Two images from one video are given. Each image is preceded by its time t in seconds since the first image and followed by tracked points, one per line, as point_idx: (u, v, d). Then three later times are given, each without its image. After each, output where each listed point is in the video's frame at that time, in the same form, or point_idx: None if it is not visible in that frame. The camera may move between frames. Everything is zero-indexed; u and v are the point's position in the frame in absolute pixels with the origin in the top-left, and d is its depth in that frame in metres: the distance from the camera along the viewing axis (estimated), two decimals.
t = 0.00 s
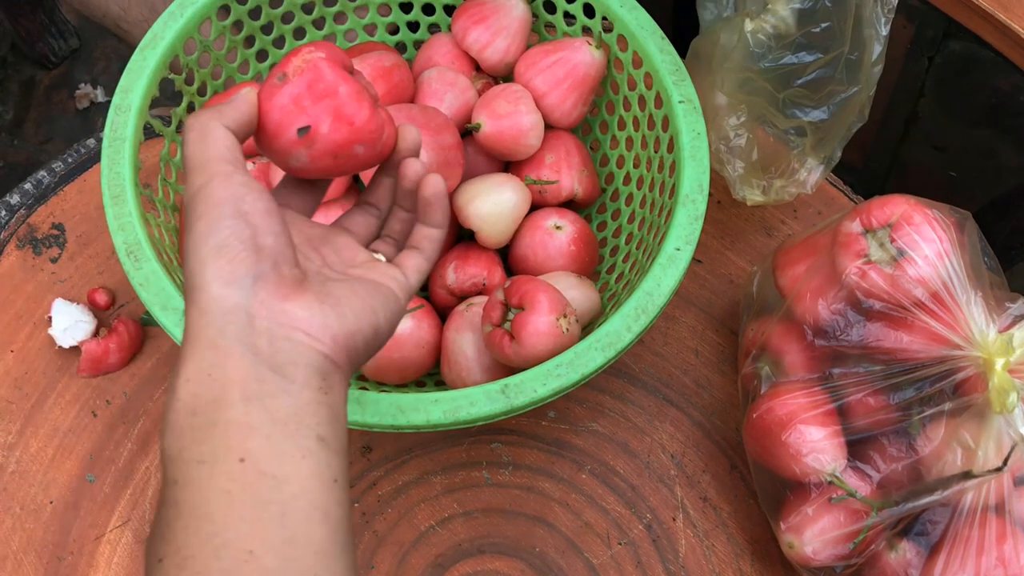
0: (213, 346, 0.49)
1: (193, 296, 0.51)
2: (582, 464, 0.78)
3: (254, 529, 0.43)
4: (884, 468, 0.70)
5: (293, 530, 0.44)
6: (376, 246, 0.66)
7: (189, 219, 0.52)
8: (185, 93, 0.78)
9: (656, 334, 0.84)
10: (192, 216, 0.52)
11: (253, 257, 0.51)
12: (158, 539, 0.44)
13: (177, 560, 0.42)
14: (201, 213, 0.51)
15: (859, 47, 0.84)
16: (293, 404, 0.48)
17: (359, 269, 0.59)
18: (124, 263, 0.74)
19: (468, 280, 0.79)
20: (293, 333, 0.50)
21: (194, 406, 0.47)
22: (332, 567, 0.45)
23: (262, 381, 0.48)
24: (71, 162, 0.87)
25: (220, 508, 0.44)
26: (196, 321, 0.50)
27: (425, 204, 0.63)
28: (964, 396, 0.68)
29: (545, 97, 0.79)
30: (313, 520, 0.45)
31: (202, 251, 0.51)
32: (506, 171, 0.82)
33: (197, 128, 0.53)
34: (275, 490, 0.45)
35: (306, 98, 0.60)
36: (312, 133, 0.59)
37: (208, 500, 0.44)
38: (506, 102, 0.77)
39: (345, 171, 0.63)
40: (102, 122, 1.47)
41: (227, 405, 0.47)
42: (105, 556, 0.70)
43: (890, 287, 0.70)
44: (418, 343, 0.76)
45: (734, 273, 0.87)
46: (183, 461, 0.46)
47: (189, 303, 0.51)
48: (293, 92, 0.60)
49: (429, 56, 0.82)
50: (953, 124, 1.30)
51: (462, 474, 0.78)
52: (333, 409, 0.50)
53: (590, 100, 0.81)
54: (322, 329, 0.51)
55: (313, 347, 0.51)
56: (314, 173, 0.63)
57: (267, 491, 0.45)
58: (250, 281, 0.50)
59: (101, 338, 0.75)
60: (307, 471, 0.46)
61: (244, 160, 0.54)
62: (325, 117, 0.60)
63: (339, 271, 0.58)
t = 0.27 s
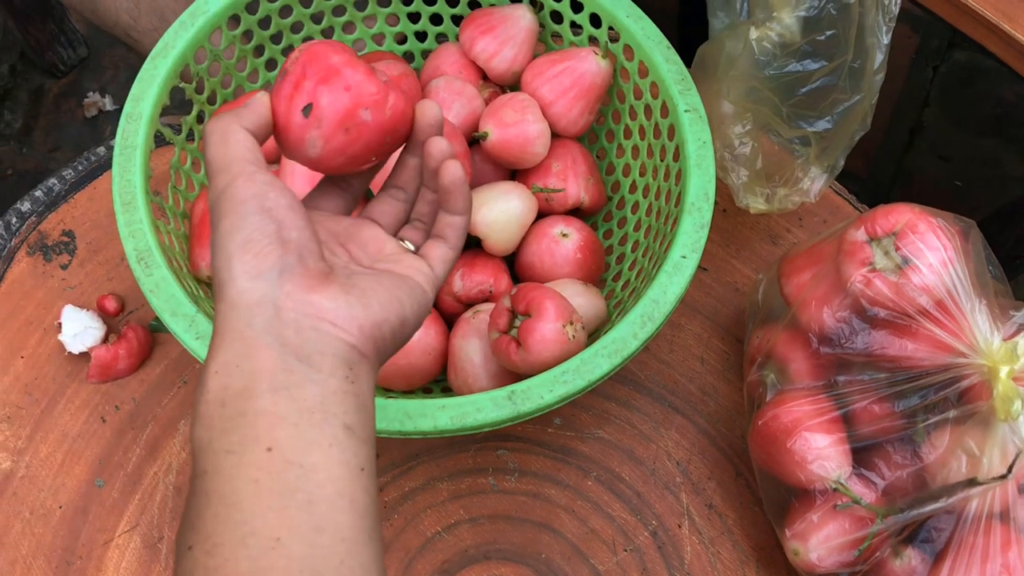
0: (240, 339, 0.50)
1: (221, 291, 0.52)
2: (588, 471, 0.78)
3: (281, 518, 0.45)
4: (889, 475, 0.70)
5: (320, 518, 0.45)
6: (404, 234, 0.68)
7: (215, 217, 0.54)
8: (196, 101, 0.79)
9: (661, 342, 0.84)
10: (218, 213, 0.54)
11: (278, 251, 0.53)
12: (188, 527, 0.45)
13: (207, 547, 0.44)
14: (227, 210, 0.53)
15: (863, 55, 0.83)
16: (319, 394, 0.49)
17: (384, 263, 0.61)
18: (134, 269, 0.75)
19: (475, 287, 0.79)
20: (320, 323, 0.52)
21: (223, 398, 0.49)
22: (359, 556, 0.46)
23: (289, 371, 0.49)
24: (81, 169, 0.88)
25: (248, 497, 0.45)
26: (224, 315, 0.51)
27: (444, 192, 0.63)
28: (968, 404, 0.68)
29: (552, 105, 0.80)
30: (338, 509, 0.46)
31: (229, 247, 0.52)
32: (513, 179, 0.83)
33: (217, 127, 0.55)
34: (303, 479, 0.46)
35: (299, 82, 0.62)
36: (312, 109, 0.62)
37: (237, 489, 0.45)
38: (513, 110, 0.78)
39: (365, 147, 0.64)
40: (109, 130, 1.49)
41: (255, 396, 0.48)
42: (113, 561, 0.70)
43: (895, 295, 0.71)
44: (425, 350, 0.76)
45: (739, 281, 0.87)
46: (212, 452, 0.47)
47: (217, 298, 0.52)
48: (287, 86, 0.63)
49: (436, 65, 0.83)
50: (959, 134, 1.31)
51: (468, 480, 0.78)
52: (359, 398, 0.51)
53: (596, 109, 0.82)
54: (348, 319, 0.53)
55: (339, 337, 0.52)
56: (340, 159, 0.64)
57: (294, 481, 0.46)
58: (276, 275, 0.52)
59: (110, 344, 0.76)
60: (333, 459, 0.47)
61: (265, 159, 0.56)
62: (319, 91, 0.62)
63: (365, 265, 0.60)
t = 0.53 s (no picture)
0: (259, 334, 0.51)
1: (241, 288, 0.54)
2: (593, 478, 0.79)
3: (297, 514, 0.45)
4: (895, 483, 0.70)
5: (338, 513, 0.45)
6: (419, 236, 0.70)
7: (238, 209, 0.56)
8: (203, 109, 0.80)
9: (666, 349, 0.85)
10: (242, 210, 0.55)
11: (299, 249, 0.54)
12: (205, 523, 0.46)
13: (224, 542, 0.44)
14: (252, 205, 0.55)
15: (868, 60, 0.83)
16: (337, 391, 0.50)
17: (399, 265, 0.62)
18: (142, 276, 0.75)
19: (480, 294, 0.79)
20: (338, 321, 0.53)
21: (240, 393, 0.49)
22: (376, 551, 0.46)
23: (308, 367, 0.50)
24: (89, 176, 0.88)
25: (265, 492, 0.45)
26: (244, 311, 0.53)
27: (458, 196, 0.63)
28: (973, 413, 0.69)
29: (558, 114, 0.80)
30: (355, 506, 0.46)
31: (253, 242, 0.54)
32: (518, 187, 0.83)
33: (245, 123, 0.58)
34: (320, 475, 0.46)
35: (322, 69, 0.67)
36: (334, 89, 0.66)
37: (254, 484, 0.46)
38: (519, 119, 0.78)
39: (382, 131, 0.68)
40: (115, 138, 1.49)
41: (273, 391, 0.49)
42: (120, 567, 0.70)
43: (900, 303, 0.71)
44: (430, 357, 0.76)
45: (745, 289, 0.87)
46: (229, 447, 0.48)
47: (237, 295, 0.54)
48: (310, 72, 0.68)
49: (443, 74, 0.83)
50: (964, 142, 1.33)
51: (473, 488, 0.78)
52: (375, 396, 0.51)
53: (601, 117, 0.82)
54: (366, 317, 0.54)
55: (357, 335, 0.53)
56: (356, 144, 0.68)
57: (311, 477, 0.46)
58: (296, 272, 0.54)
59: (117, 351, 0.76)
60: (350, 456, 0.48)
61: (288, 157, 0.58)
62: (342, 73, 0.67)
63: (380, 268, 0.62)
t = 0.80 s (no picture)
0: (266, 337, 0.52)
1: (250, 290, 0.54)
2: (596, 486, 0.79)
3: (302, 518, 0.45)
4: (897, 492, 0.70)
5: (343, 517, 0.46)
6: (429, 244, 0.70)
7: (252, 210, 0.56)
8: (209, 118, 0.80)
9: (670, 357, 0.85)
10: (255, 212, 0.56)
11: (309, 253, 0.55)
12: (210, 527, 0.46)
13: (228, 545, 0.44)
14: (265, 208, 0.55)
15: (871, 69, 0.83)
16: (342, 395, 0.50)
17: (408, 272, 0.63)
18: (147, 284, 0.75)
19: (484, 302, 0.80)
20: (345, 325, 0.53)
21: (247, 396, 0.50)
22: (379, 556, 0.45)
23: (315, 370, 0.50)
24: (95, 184, 0.88)
25: (270, 495, 0.45)
26: (251, 314, 0.53)
27: (470, 203, 0.64)
28: (976, 421, 0.69)
29: (562, 122, 0.81)
30: (360, 510, 0.46)
31: (264, 244, 0.54)
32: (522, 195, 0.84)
33: (262, 125, 0.58)
34: (325, 478, 0.46)
35: (342, 66, 0.67)
36: (356, 80, 0.66)
37: (259, 487, 0.46)
38: (523, 127, 0.78)
39: (403, 122, 0.67)
40: (120, 145, 1.50)
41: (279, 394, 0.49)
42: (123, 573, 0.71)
43: (903, 312, 0.71)
44: (434, 364, 0.77)
45: (748, 297, 0.88)
46: (234, 450, 0.48)
47: (245, 297, 0.54)
48: (330, 70, 0.68)
49: (447, 83, 0.84)
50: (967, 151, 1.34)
51: (477, 495, 0.78)
52: (381, 400, 0.52)
53: (605, 126, 0.83)
54: (372, 323, 0.54)
55: (364, 339, 0.53)
56: (376, 137, 0.67)
57: (316, 480, 0.46)
58: (305, 276, 0.54)
59: (122, 357, 0.76)
60: (355, 461, 0.48)
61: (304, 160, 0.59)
62: (363, 66, 0.67)
63: (388, 274, 0.62)
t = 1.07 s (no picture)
0: (269, 346, 0.52)
1: (253, 298, 0.54)
2: (599, 494, 0.79)
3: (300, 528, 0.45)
4: (900, 500, 0.70)
5: (342, 528, 0.46)
6: (431, 254, 0.70)
7: (257, 218, 0.57)
8: (214, 126, 0.81)
9: (673, 365, 0.85)
10: (260, 221, 0.56)
11: (313, 262, 0.55)
12: (209, 536, 0.46)
13: (227, 554, 0.44)
14: (270, 216, 0.56)
15: (867, 77, 0.84)
16: (343, 405, 0.50)
17: (410, 282, 0.63)
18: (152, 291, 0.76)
19: (487, 309, 0.80)
20: (347, 335, 0.53)
21: (247, 405, 0.50)
22: (378, 568, 0.46)
23: (316, 380, 0.51)
24: (100, 191, 0.89)
25: (269, 505, 0.46)
26: (254, 322, 0.53)
27: (473, 214, 0.64)
28: (979, 430, 0.69)
29: (564, 131, 0.81)
30: (359, 520, 0.47)
31: (268, 252, 0.55)
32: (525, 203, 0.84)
33: (270, 134, 0.59)
34: (324, 488, 0.47)
35: (350, 74, 0.68)
36: (364, 85, 0.67)
37: (258, 496, 0.46)
38: (526, 136, 0.79)
39: (412, 127, 0.68)
40: (125, 153, 1.51)
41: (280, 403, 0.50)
42: None
43: (905, 320, 0.71)
44: (438, 371, 0.77)
45: (751, 305, 0.88)
46: (234, 459, 0.48)
47: (248, 304, 0.54)
48: (338, 77, 0.69)
49: (451, 91, 0.84)
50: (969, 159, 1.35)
51: (479, 503, 0.78)
52: (381, 410, 0.52)
53: (608, 134, 0.83)
54: (374, 332, 0.54)
55: (365, 349, 0.53)
56: (385, 142, 0.67)
57: (315, 490, 0.46)
58: (307, 285, 0.54)
59: (127, 364, 0.77)
60: (355, 470, 0.48)
61: (310, 170, 0.59)
62: (371, 72, 0.68)
63: (391, 284, 0.62)
